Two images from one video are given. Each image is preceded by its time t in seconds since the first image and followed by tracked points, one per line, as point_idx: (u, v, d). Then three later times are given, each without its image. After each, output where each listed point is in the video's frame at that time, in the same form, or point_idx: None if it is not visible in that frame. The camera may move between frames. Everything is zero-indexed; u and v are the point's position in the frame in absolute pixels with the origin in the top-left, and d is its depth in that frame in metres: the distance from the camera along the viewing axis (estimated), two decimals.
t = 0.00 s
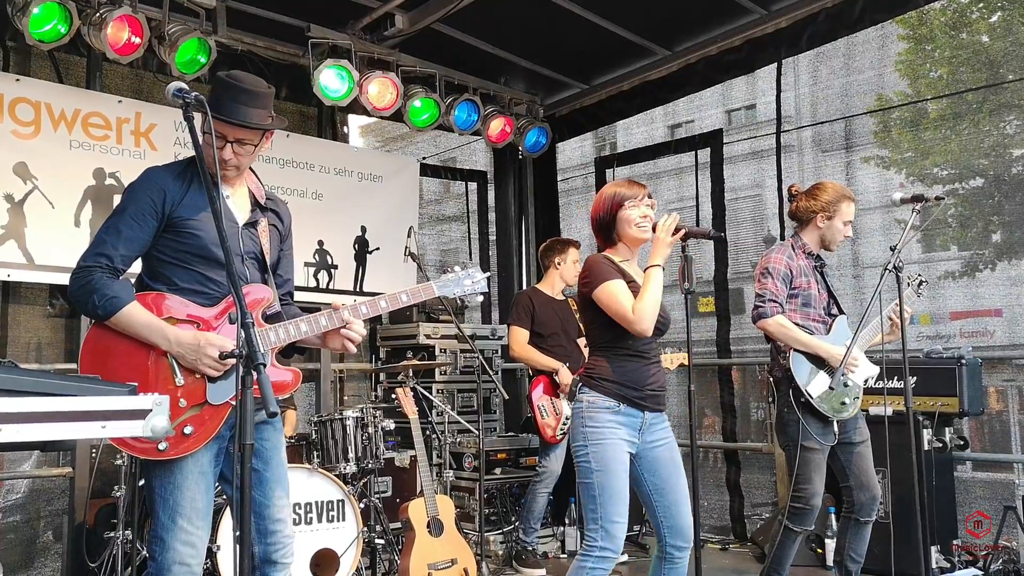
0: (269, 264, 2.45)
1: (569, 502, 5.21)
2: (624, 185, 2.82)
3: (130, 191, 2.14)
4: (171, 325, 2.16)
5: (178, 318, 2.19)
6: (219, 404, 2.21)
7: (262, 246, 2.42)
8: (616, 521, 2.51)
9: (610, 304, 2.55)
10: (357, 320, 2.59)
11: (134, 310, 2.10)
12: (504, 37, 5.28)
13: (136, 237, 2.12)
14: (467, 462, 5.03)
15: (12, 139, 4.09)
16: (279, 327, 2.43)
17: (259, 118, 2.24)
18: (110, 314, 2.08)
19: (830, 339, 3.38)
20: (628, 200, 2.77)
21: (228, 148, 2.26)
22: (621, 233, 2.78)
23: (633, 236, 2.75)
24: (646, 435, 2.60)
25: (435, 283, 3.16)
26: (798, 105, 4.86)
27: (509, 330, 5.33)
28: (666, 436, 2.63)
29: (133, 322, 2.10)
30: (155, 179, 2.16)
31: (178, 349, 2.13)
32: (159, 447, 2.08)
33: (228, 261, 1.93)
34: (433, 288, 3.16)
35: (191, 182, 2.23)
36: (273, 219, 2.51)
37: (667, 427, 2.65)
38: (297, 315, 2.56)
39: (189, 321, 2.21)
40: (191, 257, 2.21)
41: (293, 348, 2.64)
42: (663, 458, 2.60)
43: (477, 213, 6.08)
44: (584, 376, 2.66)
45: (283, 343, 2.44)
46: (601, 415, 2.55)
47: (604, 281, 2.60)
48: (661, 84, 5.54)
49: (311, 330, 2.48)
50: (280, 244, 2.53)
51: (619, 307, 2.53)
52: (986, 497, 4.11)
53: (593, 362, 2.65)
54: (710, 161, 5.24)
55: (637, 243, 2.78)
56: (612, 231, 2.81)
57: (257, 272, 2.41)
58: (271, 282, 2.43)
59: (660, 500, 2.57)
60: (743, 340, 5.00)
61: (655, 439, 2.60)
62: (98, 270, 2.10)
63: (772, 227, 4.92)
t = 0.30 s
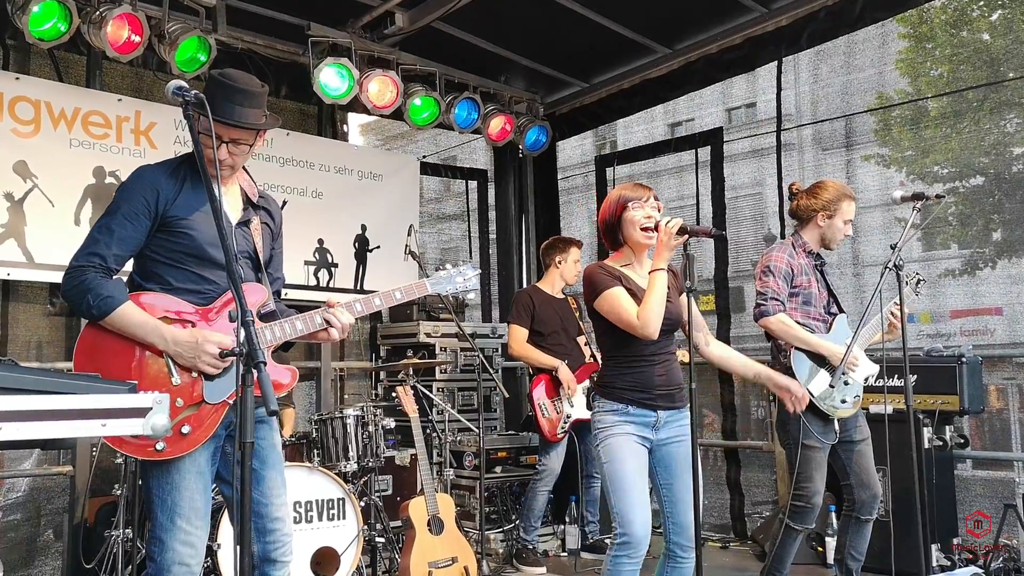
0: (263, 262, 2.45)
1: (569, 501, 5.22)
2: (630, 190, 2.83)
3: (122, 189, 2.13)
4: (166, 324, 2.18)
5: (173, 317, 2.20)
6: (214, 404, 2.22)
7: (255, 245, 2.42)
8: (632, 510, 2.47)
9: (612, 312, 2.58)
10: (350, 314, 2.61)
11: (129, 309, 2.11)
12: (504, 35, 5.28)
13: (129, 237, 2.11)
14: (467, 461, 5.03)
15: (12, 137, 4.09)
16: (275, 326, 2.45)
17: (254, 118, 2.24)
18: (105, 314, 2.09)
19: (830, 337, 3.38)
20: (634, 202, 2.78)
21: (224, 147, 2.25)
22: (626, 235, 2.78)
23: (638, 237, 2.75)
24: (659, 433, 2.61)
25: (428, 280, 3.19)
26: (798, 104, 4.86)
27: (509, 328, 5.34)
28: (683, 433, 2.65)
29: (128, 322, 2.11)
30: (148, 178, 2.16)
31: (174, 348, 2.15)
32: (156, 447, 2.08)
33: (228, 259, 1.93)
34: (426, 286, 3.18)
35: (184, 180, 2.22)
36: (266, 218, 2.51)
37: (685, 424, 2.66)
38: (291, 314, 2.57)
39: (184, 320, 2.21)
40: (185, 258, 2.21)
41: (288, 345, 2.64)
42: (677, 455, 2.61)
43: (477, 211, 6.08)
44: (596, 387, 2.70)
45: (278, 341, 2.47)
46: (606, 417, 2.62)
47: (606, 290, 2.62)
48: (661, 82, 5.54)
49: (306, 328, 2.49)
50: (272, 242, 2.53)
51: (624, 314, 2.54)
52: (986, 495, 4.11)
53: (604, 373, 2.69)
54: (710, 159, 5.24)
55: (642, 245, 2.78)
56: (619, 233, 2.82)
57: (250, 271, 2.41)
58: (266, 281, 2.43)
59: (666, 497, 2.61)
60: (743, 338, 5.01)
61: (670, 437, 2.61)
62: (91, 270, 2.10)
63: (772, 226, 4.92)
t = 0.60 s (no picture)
0: (262, 260, 2.45)
1: (569, 498, 5.22)
2: (631, 183, 2.83)
3: (121, 187, 2.13)
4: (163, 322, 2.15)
5: (173, 314, 2.19)
6: (215, 402, 2.21)
7: (254, 242, 2.42)
8: (642, 497, 2.46)
9: (612, 308, 2.57)
10: (349, 312, 2.61)
11: (128, 306, 2.10)
12: (504, 32, 5.27)
13: (128, 235, 2.11)
14: (467, 458, 5.03)
15: (12, 134, 4.09)
16: (276, 322, 2.45)
17: (254, 117, 2.23)
18: (103, 311, 2.07)
19: (830, 334, 3.38)
20: (637, 194, 2.77)
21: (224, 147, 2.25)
22: (628, 226, 2.77)
23: (641, 229, 2.74)
24: (654, 425, 2.62)
25: (426, 279, 3.20)
26: (798, 100, 4.86)
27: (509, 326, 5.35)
28: (677, 425, 2.65)
29: (127, 319, 2.09)
30: (147, 175, 2.15)
31: (170, 344, 2.12)
32: (157, 445, 2.08)
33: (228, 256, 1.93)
34: (424, 284, 3.19)
35: (182, 177, 2.22)
36: (263, 215, 2.51)
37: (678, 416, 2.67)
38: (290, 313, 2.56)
39: (184, 317, 2.21)
40: (184, 256, 2.21)
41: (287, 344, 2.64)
42: (672, 447, 2.62)
43: (477, 208, 6.08)
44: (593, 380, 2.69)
45: (278, 338, 2.47)
46: (606, 407, 2.60)
47: (606, 286, 2.61)
48: (662, 78, 5.53)
49: (306, 326, 2.50)
50: (269, 239, 2.52)
51: (624, 310, 2.54)
52: (987, 492, 4.12)
53: (601, 365, 2.67)
54: (710, 156, 5.23)
55: (644, 237, 2.77)
56: (621, 225, 2.81)
57: (249, 269, 2.41)
58: (264, 279, 2.43)
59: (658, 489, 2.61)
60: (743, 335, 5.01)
61: (665, 428, 2.62)
62: (90, 267, 2.09)
63: (773, 223, 4.92)
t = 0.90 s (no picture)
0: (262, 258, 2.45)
1: (569, 495, 5.22)
2: (627, 184, 2.83)
3: (120, 186, 2.12)
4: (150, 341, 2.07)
5: (174, 314, 2.21)
6: (218, 401, 2.25)
7: (254, 240, 2.42)
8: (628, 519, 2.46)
9: (612, 301, 2.53)
10: (350, 312, 2.64)
11: (113, 313, 2.03)
12: (504, 29, 5.26)
13: (127, 236, 2.10)
14: (467, 455, 5.04)
15: (12, 131, 4.08)
16: (277, 322, 2.44)
17: (255, 118, 2.21)
18: (92, 315, 2.03)
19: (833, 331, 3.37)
20: (635, 194, 2.78)
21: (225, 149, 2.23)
22: (624, 226, 2.77)
23: (637, 228, 2.74)
24: (630, 430, 2.62)
25: (427, 276, 3.20)
26: (798, 97, 4.86)
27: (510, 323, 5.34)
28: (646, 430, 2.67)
29: (110, 327, 2.03)
30: (146, 174, 2.14)
31: (147, 363, 2.01)
32: (161, 446, 2.09)
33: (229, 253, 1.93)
34: (425, 282, 3.19)
35: (182, 176, 2.21)
36: (263, 211, 2.50)
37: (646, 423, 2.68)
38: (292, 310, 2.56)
39: (184, 317, 2.22)
40: (184, 255, 2.21)
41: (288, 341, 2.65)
42: (646, 452, 2.63)
43: (477, 205, 6.08)
44: (576, 372, 2.62)
45: (280, 337, 2.46)
46: (596, 413, 2.53)
47: (607, 277, 2.55)
48: (662, 75, 5.52)
49: (308, 325, 2.50)
50: (270, 236, 2.52)
51: (626, 303, 2.49)
52: (987, 489, 4.12)
53: (587, 358, 2.62)
54: (710, 153, 5.23)
55: (640, 238, 2.77)
56: (617, 225, 2.80)
57: (249, 267, 2.41)
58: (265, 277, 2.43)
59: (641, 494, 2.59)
60: (743, 332, 5.01)
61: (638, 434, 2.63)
62: (89, 269, 2.08)
63: (773, 220, 4.92)
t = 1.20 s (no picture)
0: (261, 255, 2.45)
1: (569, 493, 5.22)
2: (624, 183, 2.84)
3: (119, 186, 2.12)
4: (148, 349, 2.07)
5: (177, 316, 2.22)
6: (219, 401, 2.26)
7: (253, 238, 2.42)
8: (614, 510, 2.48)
9: (603, 296, 2.52)
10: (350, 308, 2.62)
11: (114, 317, 2.04)
12: (505, 27, 5.26)
13: (127, 238, 2.10)
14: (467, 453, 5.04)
15: (12, 129, 4.08)
16: (277, 320, 2.45)
17: (251, 118, 2.20)
18: (96, 319, 2.03)
19: (834, 329, 3.38)
20: (635, 193, 2.78)
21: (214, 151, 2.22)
22: (623, 225, 2.76)
23: (636, 228, 2.74)
24: (614, 425, 2.63)
25: (427, 271, 3.20)
26: (799, 96, 4.86)
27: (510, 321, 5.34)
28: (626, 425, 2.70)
29: (111, 332, 2.03)
30: (144, 174, 2.14)
31: (145, 371, 2.02)
32: (162, 447, 2.10)
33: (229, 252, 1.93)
34: (425, 277, 3.19)
35: (181, 176, 2.21)
36: (262, 206, 2.50)
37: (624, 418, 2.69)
38: (292, 307, 2.57)
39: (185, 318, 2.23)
40: (183, 256, 2.21)
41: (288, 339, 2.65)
42: (629, 445, 2.65)
43: (478, 203, 6.08)
44: (565, 363, 2.60)
45: (280, 336, 2.47)
46: (586, 405, 2.52)
47: (601, 272, 2.54)
48: (662, 74, 5.52)
49: (308, 323, 2.50)
50: (268, 232, 2.52)
51: (617, 300, 2.49)
52: (987, 487, 4.12)
53: (577, 349, 2.60)
54: (710, 151, 5.23)
55: (639, 238, 2.77)
56: (614, 223, 2.79)
57: (248, 266, 2.41)
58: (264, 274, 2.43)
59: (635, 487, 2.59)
60: (743, 330, 5.01)
61: (621, 429, 2.65)
62: (89, 271, 2.07)
63: (773, 218, 4.92)
